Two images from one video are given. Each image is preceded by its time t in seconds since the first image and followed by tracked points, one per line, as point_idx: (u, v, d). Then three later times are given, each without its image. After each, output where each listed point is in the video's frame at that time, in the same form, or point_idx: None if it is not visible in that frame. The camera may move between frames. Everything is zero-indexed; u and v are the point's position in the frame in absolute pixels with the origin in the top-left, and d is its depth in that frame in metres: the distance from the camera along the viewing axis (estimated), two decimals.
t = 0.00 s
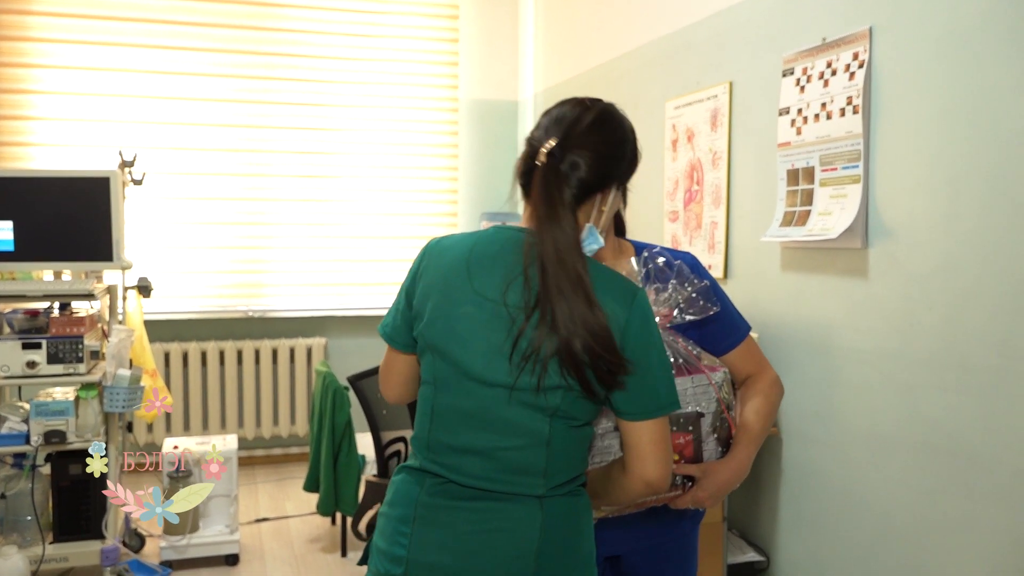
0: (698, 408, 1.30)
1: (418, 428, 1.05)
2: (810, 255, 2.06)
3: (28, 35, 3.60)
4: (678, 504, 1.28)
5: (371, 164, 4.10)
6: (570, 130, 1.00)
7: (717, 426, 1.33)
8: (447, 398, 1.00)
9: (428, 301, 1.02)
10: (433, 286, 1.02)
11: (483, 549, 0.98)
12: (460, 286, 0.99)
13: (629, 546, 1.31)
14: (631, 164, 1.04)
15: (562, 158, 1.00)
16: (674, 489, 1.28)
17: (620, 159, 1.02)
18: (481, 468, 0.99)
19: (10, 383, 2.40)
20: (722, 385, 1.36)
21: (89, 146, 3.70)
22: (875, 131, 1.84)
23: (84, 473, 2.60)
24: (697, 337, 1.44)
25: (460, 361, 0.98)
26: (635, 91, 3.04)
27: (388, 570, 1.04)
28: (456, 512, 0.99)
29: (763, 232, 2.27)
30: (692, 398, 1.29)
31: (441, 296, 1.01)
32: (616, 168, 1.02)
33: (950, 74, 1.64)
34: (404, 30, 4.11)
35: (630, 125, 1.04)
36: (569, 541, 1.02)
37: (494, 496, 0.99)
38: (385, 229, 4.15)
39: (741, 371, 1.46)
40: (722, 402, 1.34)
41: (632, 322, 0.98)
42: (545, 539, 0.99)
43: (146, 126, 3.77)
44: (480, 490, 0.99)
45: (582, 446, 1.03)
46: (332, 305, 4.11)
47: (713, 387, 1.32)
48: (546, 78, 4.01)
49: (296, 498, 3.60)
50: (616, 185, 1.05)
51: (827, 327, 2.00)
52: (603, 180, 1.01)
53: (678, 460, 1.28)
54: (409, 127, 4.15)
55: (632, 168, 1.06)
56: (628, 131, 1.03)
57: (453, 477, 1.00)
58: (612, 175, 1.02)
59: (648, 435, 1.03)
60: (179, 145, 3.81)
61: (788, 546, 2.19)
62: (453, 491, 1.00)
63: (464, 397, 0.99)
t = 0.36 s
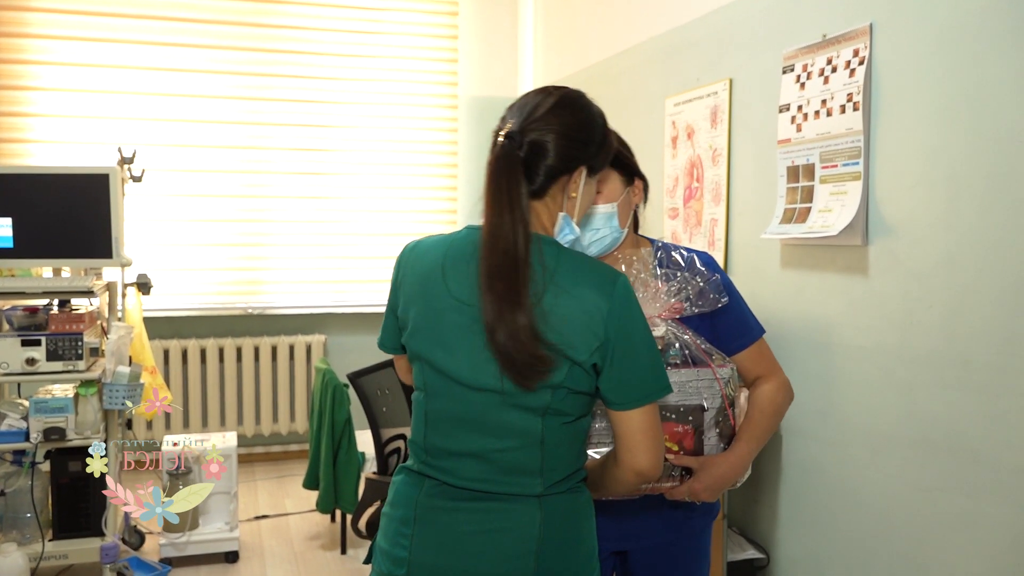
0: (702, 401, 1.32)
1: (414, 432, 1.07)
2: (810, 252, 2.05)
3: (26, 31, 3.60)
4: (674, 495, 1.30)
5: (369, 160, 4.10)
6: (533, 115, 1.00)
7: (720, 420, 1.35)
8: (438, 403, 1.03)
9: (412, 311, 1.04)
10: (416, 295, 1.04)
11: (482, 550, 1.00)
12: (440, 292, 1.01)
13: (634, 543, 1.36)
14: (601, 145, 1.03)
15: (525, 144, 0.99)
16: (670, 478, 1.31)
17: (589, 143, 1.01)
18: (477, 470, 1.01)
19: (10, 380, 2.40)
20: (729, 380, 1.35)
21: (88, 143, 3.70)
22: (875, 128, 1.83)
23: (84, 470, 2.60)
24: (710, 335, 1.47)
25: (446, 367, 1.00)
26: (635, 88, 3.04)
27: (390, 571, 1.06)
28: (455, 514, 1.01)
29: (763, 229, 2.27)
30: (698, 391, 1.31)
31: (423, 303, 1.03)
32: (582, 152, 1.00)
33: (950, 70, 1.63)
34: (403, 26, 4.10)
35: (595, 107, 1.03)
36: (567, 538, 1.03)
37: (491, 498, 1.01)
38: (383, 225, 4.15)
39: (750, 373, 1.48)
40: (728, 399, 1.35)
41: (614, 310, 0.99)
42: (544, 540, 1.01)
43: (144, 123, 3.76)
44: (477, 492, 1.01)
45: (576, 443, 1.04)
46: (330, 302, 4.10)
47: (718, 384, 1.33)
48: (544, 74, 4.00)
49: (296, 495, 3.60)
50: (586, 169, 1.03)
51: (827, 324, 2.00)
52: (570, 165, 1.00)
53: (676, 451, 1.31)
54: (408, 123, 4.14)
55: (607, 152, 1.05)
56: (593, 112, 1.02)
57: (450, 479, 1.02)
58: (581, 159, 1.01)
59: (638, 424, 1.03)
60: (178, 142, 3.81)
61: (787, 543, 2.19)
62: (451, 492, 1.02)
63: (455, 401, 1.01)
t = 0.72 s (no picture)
0: (699, 398, 1.33)
1: (402, 437, 1.08)
2: (810, 255, 2.05)
3: (26, 31, 3.60)
4: (668, 490, 1.30)
5: (368, 162, 4.10)
6: (496, 118, 1.02)
7: (718, 417, 1.36)
8: (421, 407, 1.04)
9: (390, 318, 1.06)
10: (395, 301, 1.05)
11: (474, 552, 1.00)
12: (418, 297, 1.03)
13: (640, 544, 1.37)
14: (566, 143, 1.05)
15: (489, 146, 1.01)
16: (664, 473, 1.32)
17: (553, 142, 1.03)
18: (466, 472, 1.02)
19: (8, 380, 2.39)
20: (727, 379, 1.36)
21: (88, 144, 3.70)
22: (875, 131, 1.83)
23: (82, 471, 2.59)
24: (714, 334, 1.49)
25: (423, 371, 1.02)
26: (635, 90, 3.04)
27: None
28: (447, 516, 1.02)
29: (763, 232, 2.26)
30: (695, 388, 1.32)
31: (401, 308, 1.04)
32: (547, 151, 1.02)
33: (951, 73, 1.63)
34: (403, 27, 4.10)
35: (559, 106, 1.05)
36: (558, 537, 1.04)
37: (482, 500, 1.01)
38: (382, 226, 4.15)
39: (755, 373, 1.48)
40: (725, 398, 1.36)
41: (587, 305, 1.00)
42: (535, 539, 1.02)
43: (144, 123, 3.76)
44: (467, 494, 1.02)
45: (560, 442, 1.05)
46: (329, 303, 4.10)
47: (715, 382, 1.34)
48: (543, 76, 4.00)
49: (294, 497, 3.59)
50: (553, 167, 1.05)
51: (827, 327, 2.00)
52: (534, 165, 1.02)
53: (672, 447, 1.32)
54: (407, 125, 4.14)
55: (573, 151, 1.07)
56: (557, 111, 1.04)
57: (440, 482, 1.03)
58: (545, 158, 1.03)
59: (617, 419, 1.04)
60: (177, 142, 3.80)
61: (787, 546, 2.18)
62: (442, 495, 1.03)
63: (437, 405, 1.02)
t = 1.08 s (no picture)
0: (695, 394, 1.34)
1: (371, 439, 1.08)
2: (812, 256, 2.04)
3: (27, 29, 3.60)
4: (660, 483, 1.33)
5: (369, 161, 4.10)
6: (454, 124, 1.03)
7: (715, 415, 1.35)
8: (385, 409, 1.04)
9: (350, 323, 1.07)
10: (355, 305, 1.06)
11: (444, 550, 1.01)
12: (378, 301, 1.03)
13: (646, 543, 1.38)
14: (524, 148, 1.05)
15: (446, 154, 1.02)
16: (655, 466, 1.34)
17: (510, 147, 1.04)
18: (432, 472, 1.02)
19: (8, 378, 2.39)
20: (726, 377, 1.36)
21: (89, 142, 3.69)
22: (878, 132, 1.83)
23: (82, 469, 2.61)
24: (716, 335, 1.48)
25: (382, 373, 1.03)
26: (636, 90, 3.03)
27: None
28: (416, 515, 1.02)
29: (765, 233, 2.26)
30: (692, 384, 1.33)
31: (360, 313, 1.05)
32: (504, 156, 1.03)
33: (955, 75, 1.62)
34: (404, 27, 4.10)
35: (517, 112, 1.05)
36: (528, 530, 1.05)
37: (449, 498, 1.02)
38: (382, 226, 4.15)
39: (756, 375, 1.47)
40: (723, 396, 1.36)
41: (543, 306, 1.00)
42: (502, 539, 1.02)
43: (145, 121, 3.76)
44: (434, 493, 1.02)
45: (523, 440, 1.06)
46: (330, 302, 4.10)
47: (713, 380, 1.34)
48: (544, 77, 4.00)
49: (293, 496, 3.59)
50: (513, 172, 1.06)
51: (829, 329, 1.99)
52: (493, 170, 1.03)
53: (666, 441, 1.34)
54: (408, 125, 4.14)
55: (533, 156, 1.07)
56: (515, 117, 1.04)
57: (407, 481, 1.04)
58: (504, 164, 1.03)
59: (567, 413, 1.04)
60: (178, 141, 3.80)
61: (787, 548, 2.18)
62: (409, 494, 1.03)
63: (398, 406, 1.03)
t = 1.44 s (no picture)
0: (696, 391, 1.35)
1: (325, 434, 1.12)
2: (824, 257, 2.03)
3: (37, 28, 3.60)
4: (658, 476, 1.34)
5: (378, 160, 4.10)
6: (400, 131, 1.07)
7: (717, 413, 1.37)
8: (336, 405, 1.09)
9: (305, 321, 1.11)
10: (307, 304, 1.10)
11: (388, 542, 1.06)
12: (327, 301, 1.08)
13: (661, 538, 1.37)
14: (468, 155, 1.08)
15: (392, 173, 1.06)
16: (653, 460, 1.36)
17: (454, 154, 1.07)
18: (380, 467, 1.06)
19: (21, 376, 2.41)
20: (727, 374, 1.36)
21: (98, 141, 3.69)
22: (892, 131, 1.81)
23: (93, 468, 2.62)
24: (724, 334, 1.46)
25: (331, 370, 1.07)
26: (646, 89, 3.02)
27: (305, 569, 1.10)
28: (364, 508, 1.07)
29: (777, 234, 2.24)
30: (692, 380, 1.35)
31: (312, 311, 1.09)
32: (446, 162, 1.07)
33: (969, 75, 1.61)
34: (413, 26, 4.10)
35: (462, 119, 1.09)
36: (474, 523, 1.10)
37: (395, 492, 1.06)
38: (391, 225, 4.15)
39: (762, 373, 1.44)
40: (723, 394, 1.37)
41: (481, 306, 1.04)
42: (445, 541, 1.07)
43: (154, 120, 3.76)
44: (380, 487, 1.06)
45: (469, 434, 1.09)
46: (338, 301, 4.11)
47: (713, 377, 1.35)
48: (553, 75, 3.99)
49: (302, 494, 3.60)
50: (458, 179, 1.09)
51: (842, 330, 1.98)
52: (437, 179, 1.07)
53: (666, 435, 1.35)
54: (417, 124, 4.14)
55: (479, 162, 1.10)
56: (460, 125, 1.08)
57: (357, 475, 1.08)
58: (448, 171, 1.07)
59: (503, 406, 1.05)
60: (187, 140, 3.80)
61: (799, 548, 2.17)
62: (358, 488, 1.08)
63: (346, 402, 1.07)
